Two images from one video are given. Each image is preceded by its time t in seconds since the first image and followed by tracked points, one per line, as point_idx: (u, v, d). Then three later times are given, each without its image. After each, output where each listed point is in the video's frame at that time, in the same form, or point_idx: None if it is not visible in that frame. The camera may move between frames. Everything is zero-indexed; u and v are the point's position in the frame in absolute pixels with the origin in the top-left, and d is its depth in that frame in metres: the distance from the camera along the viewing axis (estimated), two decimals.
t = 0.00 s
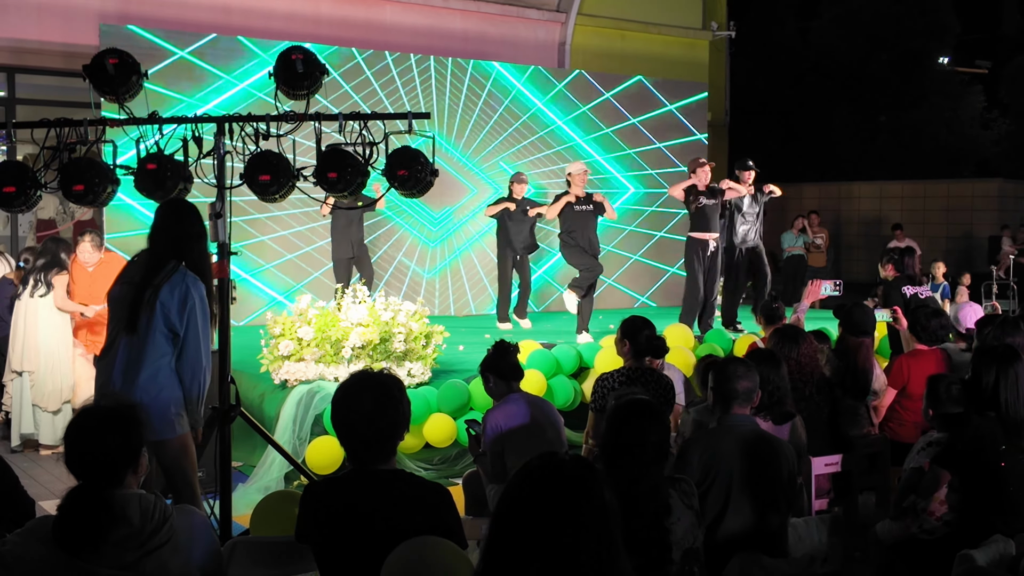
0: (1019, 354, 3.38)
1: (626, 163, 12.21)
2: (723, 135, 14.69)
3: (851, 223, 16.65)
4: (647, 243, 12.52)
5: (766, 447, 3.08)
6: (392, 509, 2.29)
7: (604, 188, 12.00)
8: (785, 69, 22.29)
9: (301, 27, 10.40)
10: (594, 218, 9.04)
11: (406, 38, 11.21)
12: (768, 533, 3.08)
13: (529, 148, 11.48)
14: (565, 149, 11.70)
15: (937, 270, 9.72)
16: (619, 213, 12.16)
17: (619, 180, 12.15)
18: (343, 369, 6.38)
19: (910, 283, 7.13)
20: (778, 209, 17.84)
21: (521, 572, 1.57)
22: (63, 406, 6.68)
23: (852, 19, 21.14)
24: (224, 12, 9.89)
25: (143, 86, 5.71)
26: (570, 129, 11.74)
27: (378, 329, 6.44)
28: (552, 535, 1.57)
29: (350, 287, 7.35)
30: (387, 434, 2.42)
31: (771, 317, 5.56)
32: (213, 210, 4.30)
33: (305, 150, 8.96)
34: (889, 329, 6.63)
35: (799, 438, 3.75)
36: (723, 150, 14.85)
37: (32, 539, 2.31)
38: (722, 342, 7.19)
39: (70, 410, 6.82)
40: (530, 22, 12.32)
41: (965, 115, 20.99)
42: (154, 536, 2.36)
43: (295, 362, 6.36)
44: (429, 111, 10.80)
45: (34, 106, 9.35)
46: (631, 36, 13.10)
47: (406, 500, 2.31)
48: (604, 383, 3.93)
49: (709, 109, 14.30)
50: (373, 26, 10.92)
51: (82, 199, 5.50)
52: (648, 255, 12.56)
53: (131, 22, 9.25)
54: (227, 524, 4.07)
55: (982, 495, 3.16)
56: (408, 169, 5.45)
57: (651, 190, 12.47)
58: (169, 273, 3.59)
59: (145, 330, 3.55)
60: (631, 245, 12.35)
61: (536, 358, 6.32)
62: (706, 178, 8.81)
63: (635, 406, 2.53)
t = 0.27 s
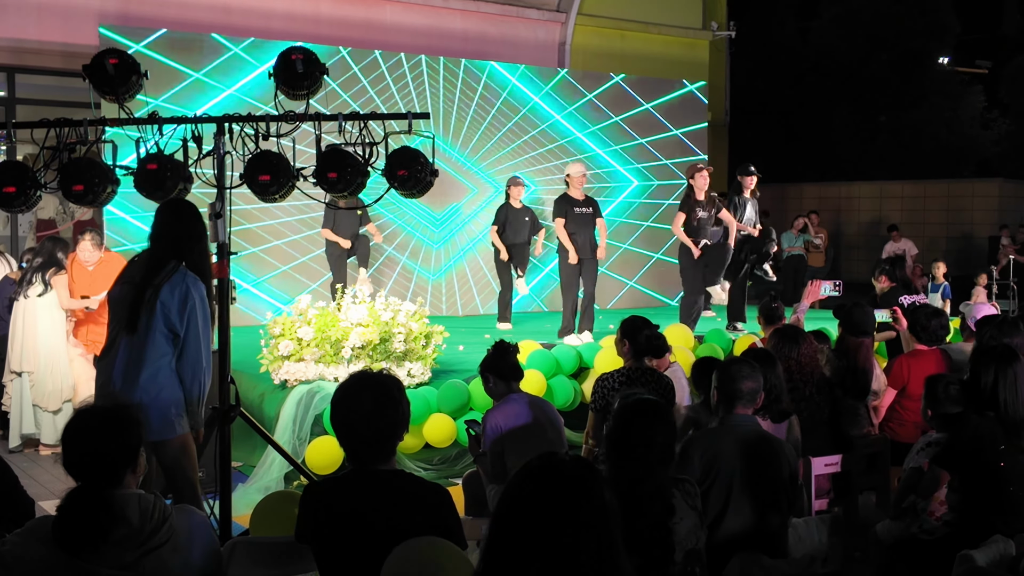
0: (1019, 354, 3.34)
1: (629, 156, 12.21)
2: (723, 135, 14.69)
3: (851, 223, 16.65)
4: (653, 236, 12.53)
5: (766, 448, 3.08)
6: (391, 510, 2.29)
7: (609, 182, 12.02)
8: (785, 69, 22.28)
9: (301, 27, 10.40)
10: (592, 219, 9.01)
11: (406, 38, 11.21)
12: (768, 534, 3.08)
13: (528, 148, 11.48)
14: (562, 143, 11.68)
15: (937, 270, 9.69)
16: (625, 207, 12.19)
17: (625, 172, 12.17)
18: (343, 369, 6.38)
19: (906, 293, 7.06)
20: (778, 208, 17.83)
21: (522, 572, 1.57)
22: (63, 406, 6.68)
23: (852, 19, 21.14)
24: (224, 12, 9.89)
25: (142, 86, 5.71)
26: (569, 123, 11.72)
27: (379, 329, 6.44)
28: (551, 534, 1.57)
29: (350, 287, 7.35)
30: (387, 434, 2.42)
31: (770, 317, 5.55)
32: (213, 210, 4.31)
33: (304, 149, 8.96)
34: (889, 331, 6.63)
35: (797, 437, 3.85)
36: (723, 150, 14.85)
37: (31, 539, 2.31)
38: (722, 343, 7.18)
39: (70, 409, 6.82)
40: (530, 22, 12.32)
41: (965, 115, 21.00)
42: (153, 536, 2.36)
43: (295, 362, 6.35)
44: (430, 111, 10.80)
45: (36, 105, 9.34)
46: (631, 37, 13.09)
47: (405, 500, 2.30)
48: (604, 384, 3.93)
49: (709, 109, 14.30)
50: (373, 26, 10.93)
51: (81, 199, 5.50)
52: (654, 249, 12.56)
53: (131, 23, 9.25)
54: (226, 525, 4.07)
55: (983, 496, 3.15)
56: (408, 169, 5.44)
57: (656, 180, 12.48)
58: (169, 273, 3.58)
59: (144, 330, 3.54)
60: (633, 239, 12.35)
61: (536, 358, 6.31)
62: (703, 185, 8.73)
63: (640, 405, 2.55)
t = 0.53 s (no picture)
0: (1017, 356, 3.39)
1: (629, 148, 12.20)
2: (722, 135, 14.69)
3: (850, 222, 16.66)
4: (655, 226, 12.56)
5: (765, 448, 3.09)
6: (390, 511, 2.29)
7: (610, 175, 12.04)
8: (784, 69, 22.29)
9: (300, 27, 10.40)
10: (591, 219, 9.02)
11: (405, 38, 11.21)
12: (767, 534, 3.08)
13: (527, 149, 11.47)
14: (560, 138, 11.65)
15: (938, 271, 9.68)
16: (629, 197, 12.24)
17: (626, 164, 12.18)
18: (342, 369, 6.37)
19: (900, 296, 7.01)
20: (777, 208, 17.83)
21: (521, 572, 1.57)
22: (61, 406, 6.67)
23: (852, 19, 21.15)
24: (223, 12, 9.89)
25: (141, 86, 5.71)
26: (564, 116, 11.69)
27: (377, 329, 6.44)
28: (549, 534, 1.57)
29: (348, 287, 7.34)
30: (385, 434, 2.42)
31: (768, 317, 5.55)
32: (211, 210, 4.30)
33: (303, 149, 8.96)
34: (887, 331, 6.64)
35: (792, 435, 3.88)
36: (722, 149, 14.86)
37: (29, 540, 2.31)
38: (720, 343, 7.18)
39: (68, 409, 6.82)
40: (529, 22, 12.32)
41: (964, 115, 21.02)
42: (151, 537, 2.37)
43: (293, 362, 6.35)
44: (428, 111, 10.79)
45: (35, 105, 9.33)
46: (630, 36, 13.09)
47: (404, 501, 2.30)
48: (602, 384, 3.92)
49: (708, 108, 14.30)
50: (372, 26, 10.93)
51: (80, 199, 5.50)
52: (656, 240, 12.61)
53: (130, 22, 9.25)
54: (225, 525, 4.07)
55: (982, 496, 3.16)
56: (407, 169, 5.44)
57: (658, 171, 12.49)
58: (166, 272, 3.58)
59: (142, 330, 3.55)
60: (633, 234, 12.37)
61: (534, 358, 6.31)
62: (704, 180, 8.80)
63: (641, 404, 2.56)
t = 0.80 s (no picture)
0: (1013, 354, 3.41)
1: (629, 137, 12.24)
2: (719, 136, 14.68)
3: (848, 222, 16.66)
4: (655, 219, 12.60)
5: (759, 449, 3.09)
6: (385, 513, 2.29)
7: (610, 167, 12.08)
8: (781, 69, 22.31)
9: (297, 27, 10.41)
10: (588, 219, 9.02)
11: (402, 38, 11.21)
12: (763, 534, 3.08)
13: (524, 150, 11.50)
14: (556, 132, 11.67)
15: (934, 270, 9.69)
16: (630, 189, 12.31)
17: (626, 157, 12.22)
18: (339, 369, 6.38)
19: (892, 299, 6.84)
20: (775, 208, 17.82)
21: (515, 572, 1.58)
22: (56, 406, 6.66)
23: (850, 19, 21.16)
24: (220, 12, 9.90)
25: (137, 87, 5.71)
26: (559, 109, 11.70)
27: (374, 329, 6.42)
28: (542, 534, 1.58)
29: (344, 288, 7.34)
30: (379, 434, 2.42)
31: (765, 318, 5.54)
32: (207, 210, 4.31)
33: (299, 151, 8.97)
34: (884, 331, 6.65)
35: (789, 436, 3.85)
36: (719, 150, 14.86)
37: (23, 540, 2.31)
38: (716, 343, 7.19)
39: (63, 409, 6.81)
40: (526, 22, 12.33)
41: (961, 114, 20.85)
42: (145, 538, 2.37)
43: (290, 362, 6.37)
44: (425, 110, 10.80)
45: (31, 106, 9.15)
46: (627, 36, 13.10)
47: (400, 502, 2.31)
48: (597, 385, 3.93)
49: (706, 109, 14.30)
50: (369, 26, 10.93)
51: (75, 199, 5.50)
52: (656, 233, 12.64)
53: (126, 22, 9.26)
54: (221, 526, 4.07)
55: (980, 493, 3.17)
56: (403, 170, 5.45)
57: (658, 160, 12.56)
58: (158, 272, 3.58)
59: (136, 330, 3.55)
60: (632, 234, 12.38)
61: (530, 358, 6.31)
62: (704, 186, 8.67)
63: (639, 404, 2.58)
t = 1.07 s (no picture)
0: (1007, 355, 3.43)
1: (621, 131, 12.21)
2: (713, 136, 14.67)
3: (843, 223, 16.68)
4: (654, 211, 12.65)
5: (752, 449, 3.09)
6: (378, 512, 2.30)
7: (608, 160, 12.10)
8: (776, 69, 22.32)
9: (292, 27, 10.40)
10: (582, 218, 9.01)
11: (397, 38, 11.21)
12: (756, 534, 3.10)
13: (522, 149, 11.52)
14: (552, 124, 11.67)
15: (926, 270, 9.71)
16: (628, 182, 12.32)
17: (622, 151, 12.22)
18: (333, 369, 6.38)
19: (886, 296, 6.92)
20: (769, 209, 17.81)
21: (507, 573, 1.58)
22: (49, 406, 6.65)
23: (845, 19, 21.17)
24: (215, 12, 9.89)
25: (131, 87, 5.70)
26: (551, 103, 11.68)
27: (368, 329, 6.45)
28: (535, 535, 1.58)
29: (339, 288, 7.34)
30: (372, 434, 2.42)
31: (759, 318, 5.55)
32: (201, 211, 4.31)
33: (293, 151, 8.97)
34: (877, 332, 6.67)
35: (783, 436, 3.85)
36: (714, 150, 14.85)
37: (15, 540, 2.30)
38: (710, 342, 7.20)
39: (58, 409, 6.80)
40: (521, 22, 12.33)
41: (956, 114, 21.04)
42: (139, 538, 2.37)
43: (284, 362, 6.34)
44: (420, 110, 10.80)
45: (25, 106, 9.18)
46: (622, 36, 13.10)
47: (393, 503, 2.31)
48: (592, 385, 3.94)
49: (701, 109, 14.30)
50: (364, 26, 10.93)
51: (70, 199, 5.49)
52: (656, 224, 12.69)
53: (122, 22, 9.25)
54: (215, 526, 4.06)
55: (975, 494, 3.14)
56: (397, 170, 5.44)
57: (655, 151, 12.57)
58: (146, 271, 3.59)
59: (126, 328, 3.57)
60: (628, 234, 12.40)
61: (525, 358, 6.32)
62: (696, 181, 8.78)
63: (631, 405, 2.58)
